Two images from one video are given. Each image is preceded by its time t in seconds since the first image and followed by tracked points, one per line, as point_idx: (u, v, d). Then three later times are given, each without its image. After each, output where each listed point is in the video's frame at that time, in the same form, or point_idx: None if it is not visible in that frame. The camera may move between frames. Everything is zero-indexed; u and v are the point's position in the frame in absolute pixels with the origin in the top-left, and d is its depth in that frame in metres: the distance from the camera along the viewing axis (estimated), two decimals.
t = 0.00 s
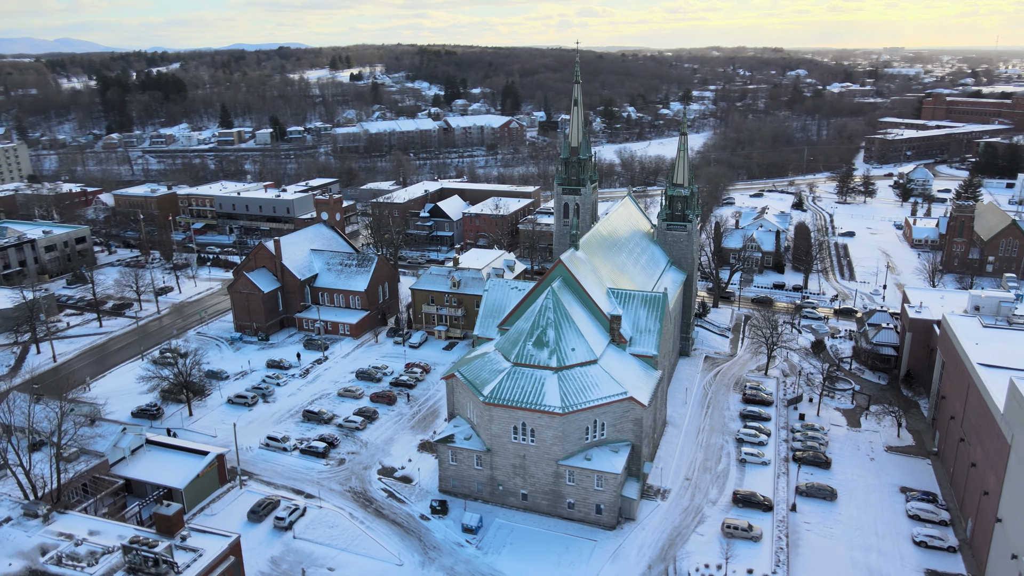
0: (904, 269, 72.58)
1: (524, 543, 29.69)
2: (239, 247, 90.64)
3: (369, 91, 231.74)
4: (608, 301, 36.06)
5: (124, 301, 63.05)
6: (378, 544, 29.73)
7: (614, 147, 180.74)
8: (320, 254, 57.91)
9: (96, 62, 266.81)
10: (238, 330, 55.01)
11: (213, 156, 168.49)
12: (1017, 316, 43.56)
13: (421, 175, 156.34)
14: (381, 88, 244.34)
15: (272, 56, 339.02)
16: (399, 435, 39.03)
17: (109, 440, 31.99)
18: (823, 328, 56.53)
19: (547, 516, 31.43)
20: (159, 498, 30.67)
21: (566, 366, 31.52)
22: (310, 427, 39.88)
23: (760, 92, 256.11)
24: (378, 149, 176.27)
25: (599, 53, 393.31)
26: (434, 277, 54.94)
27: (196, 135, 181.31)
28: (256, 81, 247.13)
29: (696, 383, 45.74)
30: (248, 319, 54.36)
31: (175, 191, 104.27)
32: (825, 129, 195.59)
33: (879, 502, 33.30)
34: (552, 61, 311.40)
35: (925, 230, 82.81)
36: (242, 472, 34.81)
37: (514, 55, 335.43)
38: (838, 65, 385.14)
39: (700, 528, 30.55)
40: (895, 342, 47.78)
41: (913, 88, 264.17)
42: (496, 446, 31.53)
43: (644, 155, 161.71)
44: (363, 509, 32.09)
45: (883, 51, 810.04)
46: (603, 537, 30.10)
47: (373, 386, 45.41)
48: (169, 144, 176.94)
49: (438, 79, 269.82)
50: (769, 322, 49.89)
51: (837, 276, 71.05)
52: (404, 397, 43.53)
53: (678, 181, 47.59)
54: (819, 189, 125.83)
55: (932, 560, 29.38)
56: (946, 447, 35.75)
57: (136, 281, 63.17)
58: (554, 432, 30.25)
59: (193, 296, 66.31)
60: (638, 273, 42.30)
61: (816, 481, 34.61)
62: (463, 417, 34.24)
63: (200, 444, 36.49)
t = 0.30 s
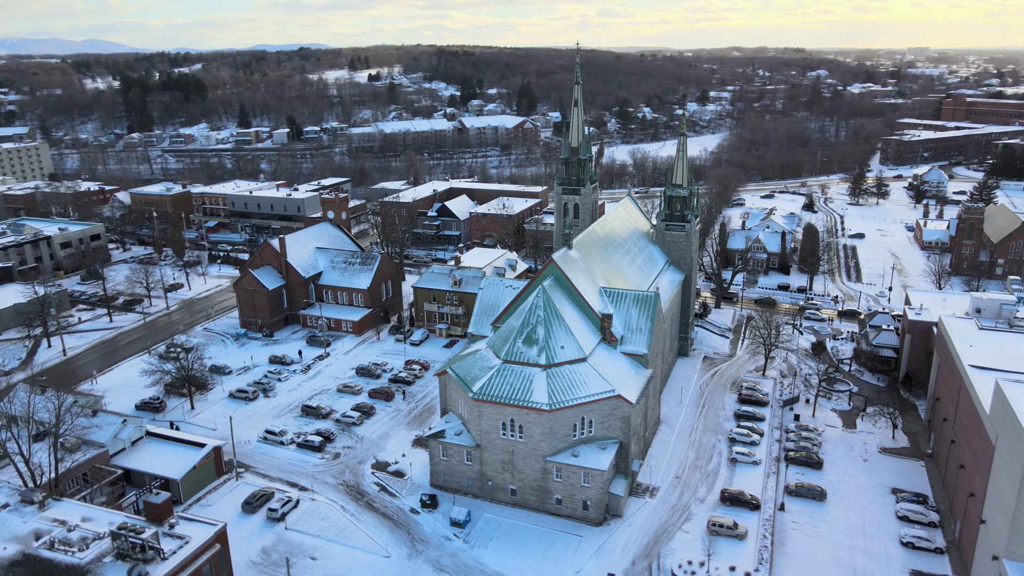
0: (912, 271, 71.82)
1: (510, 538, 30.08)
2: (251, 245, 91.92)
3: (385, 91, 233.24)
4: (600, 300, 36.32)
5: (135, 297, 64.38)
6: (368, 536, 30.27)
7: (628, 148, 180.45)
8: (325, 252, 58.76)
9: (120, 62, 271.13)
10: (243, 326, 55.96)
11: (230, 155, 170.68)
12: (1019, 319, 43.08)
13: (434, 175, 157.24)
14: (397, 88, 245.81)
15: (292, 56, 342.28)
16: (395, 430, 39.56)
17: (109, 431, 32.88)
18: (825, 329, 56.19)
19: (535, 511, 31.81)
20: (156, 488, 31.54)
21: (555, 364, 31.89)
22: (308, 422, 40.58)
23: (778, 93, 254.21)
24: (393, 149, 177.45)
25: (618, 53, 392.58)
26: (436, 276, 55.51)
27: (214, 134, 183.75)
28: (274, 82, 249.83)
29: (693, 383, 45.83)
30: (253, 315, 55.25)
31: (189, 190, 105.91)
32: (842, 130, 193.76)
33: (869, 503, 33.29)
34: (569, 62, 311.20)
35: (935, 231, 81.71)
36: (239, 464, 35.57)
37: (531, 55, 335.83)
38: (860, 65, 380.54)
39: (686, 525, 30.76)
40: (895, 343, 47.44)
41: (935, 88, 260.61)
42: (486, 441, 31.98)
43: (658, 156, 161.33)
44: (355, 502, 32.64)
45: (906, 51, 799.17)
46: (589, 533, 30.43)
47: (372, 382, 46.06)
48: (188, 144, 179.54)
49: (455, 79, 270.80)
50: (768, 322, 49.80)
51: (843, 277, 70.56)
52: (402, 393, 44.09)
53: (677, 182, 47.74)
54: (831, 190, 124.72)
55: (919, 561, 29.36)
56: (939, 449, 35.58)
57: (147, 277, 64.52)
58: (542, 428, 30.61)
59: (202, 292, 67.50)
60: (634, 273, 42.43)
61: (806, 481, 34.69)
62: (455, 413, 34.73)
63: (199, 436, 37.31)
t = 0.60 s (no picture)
0: (920, 272, 71.23)
1: (498, 532, 30.56)
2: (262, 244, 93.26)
3: (401, 92, 234.62)
4: (593, 299, 36.71)
5: (146, 294, 65.75)
6: (359, 527, 30.93)
7: (642, 149, 180.20)
8: (330, 250, 59.60)
9: (142, 63, 275.31)
10: (249, 323, 57.00)
11: (246, 155, 172.88)
12: (1019, 322, 42.75)
13: (447, 176, 158.08)
14: (414, 89, 247.29)
15: (311, 58, 345.46)
16: (392, 425, 40.23)
17: (112, 422, 33.90)
18: (827, 330, 56.03)
19: (524, 506, 32.26)
20: (155, 478, 32.49)
21: (544, 361, 32.33)
22: (307, 416, 41.40)
23: (795, 94, 252.19)
24: (407, 149, 178.57)
25: (636, 54, 391.46)
26: (438, 275, 56.12)
27: (232, 135, 186.21)
28: (293, 83, 252.47)
29: (689, 382, 46.05)
30: (258, 312, 56.26)
31: (203, 189, 107.59)
32: (859, 132, 191.96)
33: (858, 503, 33.39)
34: (586, 63, 311.17)
35: (945, 234, 80.70)
36: (237, 456, 36.42)
37: (549, 57, 336.16)
38: (882, 66, 375.96)
39: (673, 522, 31.09)
40: (895, 345, 47.22)
41: (957, 90, 257.03)
42: (476, 436, 32.50)
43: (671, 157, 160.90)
44: (348, 495, 33.33)
45: (929, 52, 788.44)
46: (576, 528, 30.85)
47: (372, 378, 46.78)
48: (206, 144, 182.12)
49: (471, 80, 271.78)
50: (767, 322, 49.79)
51: (849, 279, 70.20)
52: (401, 389, 44.78)
53: (676, 182, 47.84)
54: (842, 192, 123.76)
55: (904, 561, 29.45)
56: (932, 451, 35.53)
57: (158, 274, 65.87)
58: (530, 424, 31.08)
59: (212, 289, 68.73)
60: (630, 272, 42.69)
61: (796, 481, 34.82)
62: (448, 409, 35.30)
63: (200, 429, 38.26)
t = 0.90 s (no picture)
0: (926, 275, 70.75)
1: (487, 525, 31.15)
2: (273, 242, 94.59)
3: (417, 93, 236.07)
4: (585, 297, 37.23)
5: (157, 291, 67.20)
6: (351, 518, 31.65)
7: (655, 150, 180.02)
8: (335, 249, 60.57)
9: (165, 65, 279.64)
10: (256, 319, 58.14)
11: (262, 156, 175.02)
12: (1017, 324, 42.54)
13: (458, 177, 158.91)
14: (429, 91, 248.73)
15: (330, 59, 348.65)
16: (389, 420, 40.99)
17: (116, 413, 34.88)
18: (827, 332, 55.95)
19: (514, 500, 32.82)
20: (156, 468, 33.51)
21: (535, 357, 32.94)
22: (307, 411, 42.27)
23: (813, 96, 250.28)
24: (420, 149, 179.74)
25: (653, 56, 390.33)
26: (440, 273, 56.81)
27: (250, 135, 188.54)
28: (310, 84, 254.99)
29: (685, 381, 46.36)
30: (264, 309, 57.38)
31: (217, 189, 109.41)
32: (875, 134, 190.25)
33: (846, 502, 33.58)
34: (601, 65, 311.03)
35: (954, 236, 79.93)
36: (237, 449, 37.35)
37: (565, 58, 336.25)
38: (903, 67, 371.51)
39: (659, 517, 31.51)
40: (893, 347, 47.12)
41: (978, 91, 253.42)
42: (467, 431, 33.12)
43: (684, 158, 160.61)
44: (343, 487, 34.09)
45: (952, 54, 777.68)
46: (564, 522, 31.36)
47: (373, 374, 47.60)
48: (223, 144, 184.60)
49: (487, 81, 272.69)
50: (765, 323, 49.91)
51: (854, 281, 69.91)
52: (400, 386, 45.53)
53: (674, 183, 48.14)
54: (853, 194, 123.06)
55: (889, 559, 29.67)
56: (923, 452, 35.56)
57: (168, 272, 67.27)
58: (519, 419, 31.64)
59: (221, 287, 70.09)
60: (626, 272, 43.10)
61: (786, 480, 35.06)
62: (441, 404, 35.96)
63: (202, 422, 39.28)
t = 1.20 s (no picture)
0: (932, 277, 70.27)
1: (477, 517, 31.80)
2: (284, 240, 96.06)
3: (432, 95, 237.58)
4: (579, 295, 37.78)
5: (168, 287, 68.67)
6: (345, 509, 32.44)
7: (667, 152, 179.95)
8: (341, 248, 61.59)
9: (186, 67, 284.00)
10: (262, 316, 59.29)
11: (277, 156, 177.19)
12: (1015, 326, 42.41)
13: (470, 178, 159.81)
14: (444, 92, 250.20)
15: (348, 61, 351.85)
16: (387, 415, 41.78)
17: (121, 405, 36.01)
18: (828, 333, 55.96)
19: (505, 494, 33.45)
20: (158, 459, 34.57)
21: (526, 353, 33.57)
22: (308, 405, 43.23)
23: (830, 97, 248.20)
24: (433, 150, 180.91)
25: (670, 58, 389.21)
26: (443, 272, 57.63)
27: (266, 136, 190.80)
28: (326, 86, 257.57)
29: (681, 380, 46.75)
30: (271, 306, 58.51)
31: (230, 188, 111.22)
32: (891, 136, 188.63)
33: (835, 501, 33.82)
34: (617, 66, 310.71)
35: (962, 238, 79.30)
36: (238, 441, 38.36)
37: (581, 60, 336.43)
38: (924, 68, 366.85)
39: (647, 512, 32.01)
40: (891, 347, 47.10)
41: (999, 93, 249.77)
42: (459, 425, 33.83)
43: (696, 160, 160.40)
44: (338, 479, 34.92)
45: (975, 55, 766.47)
46: (552, 515, 31.96)
47: (373, 370, 48.49)
48: (240, 145, 187.17)
49: (502, 83, 273.75)
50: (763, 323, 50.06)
51: (858, 283, 69.75)
52: (400, 381, 46.36)
53: (673, 184, 48.61)
54: (864, 196, 122.35)
55: (873, 556, 29.93)
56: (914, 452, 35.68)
57: (179, 269, 68.76)
58: (510, 414, 32.29)
59: (231, 284, 71.43)
60: (621, 271, 43.50)
61: (776, 478, 35.35)
62: (436, 399, 36.71)
63: (205, 414, 40.31)
